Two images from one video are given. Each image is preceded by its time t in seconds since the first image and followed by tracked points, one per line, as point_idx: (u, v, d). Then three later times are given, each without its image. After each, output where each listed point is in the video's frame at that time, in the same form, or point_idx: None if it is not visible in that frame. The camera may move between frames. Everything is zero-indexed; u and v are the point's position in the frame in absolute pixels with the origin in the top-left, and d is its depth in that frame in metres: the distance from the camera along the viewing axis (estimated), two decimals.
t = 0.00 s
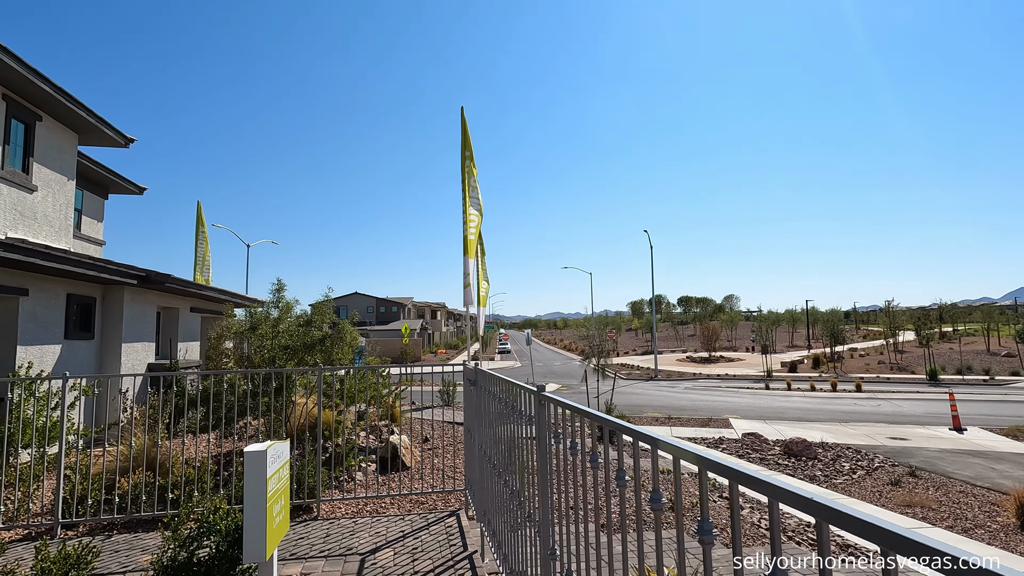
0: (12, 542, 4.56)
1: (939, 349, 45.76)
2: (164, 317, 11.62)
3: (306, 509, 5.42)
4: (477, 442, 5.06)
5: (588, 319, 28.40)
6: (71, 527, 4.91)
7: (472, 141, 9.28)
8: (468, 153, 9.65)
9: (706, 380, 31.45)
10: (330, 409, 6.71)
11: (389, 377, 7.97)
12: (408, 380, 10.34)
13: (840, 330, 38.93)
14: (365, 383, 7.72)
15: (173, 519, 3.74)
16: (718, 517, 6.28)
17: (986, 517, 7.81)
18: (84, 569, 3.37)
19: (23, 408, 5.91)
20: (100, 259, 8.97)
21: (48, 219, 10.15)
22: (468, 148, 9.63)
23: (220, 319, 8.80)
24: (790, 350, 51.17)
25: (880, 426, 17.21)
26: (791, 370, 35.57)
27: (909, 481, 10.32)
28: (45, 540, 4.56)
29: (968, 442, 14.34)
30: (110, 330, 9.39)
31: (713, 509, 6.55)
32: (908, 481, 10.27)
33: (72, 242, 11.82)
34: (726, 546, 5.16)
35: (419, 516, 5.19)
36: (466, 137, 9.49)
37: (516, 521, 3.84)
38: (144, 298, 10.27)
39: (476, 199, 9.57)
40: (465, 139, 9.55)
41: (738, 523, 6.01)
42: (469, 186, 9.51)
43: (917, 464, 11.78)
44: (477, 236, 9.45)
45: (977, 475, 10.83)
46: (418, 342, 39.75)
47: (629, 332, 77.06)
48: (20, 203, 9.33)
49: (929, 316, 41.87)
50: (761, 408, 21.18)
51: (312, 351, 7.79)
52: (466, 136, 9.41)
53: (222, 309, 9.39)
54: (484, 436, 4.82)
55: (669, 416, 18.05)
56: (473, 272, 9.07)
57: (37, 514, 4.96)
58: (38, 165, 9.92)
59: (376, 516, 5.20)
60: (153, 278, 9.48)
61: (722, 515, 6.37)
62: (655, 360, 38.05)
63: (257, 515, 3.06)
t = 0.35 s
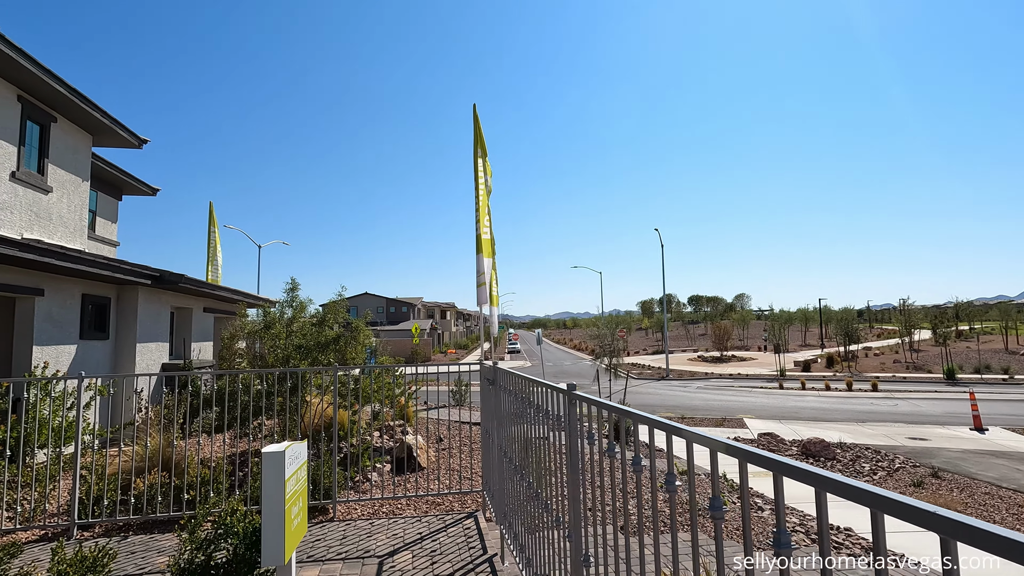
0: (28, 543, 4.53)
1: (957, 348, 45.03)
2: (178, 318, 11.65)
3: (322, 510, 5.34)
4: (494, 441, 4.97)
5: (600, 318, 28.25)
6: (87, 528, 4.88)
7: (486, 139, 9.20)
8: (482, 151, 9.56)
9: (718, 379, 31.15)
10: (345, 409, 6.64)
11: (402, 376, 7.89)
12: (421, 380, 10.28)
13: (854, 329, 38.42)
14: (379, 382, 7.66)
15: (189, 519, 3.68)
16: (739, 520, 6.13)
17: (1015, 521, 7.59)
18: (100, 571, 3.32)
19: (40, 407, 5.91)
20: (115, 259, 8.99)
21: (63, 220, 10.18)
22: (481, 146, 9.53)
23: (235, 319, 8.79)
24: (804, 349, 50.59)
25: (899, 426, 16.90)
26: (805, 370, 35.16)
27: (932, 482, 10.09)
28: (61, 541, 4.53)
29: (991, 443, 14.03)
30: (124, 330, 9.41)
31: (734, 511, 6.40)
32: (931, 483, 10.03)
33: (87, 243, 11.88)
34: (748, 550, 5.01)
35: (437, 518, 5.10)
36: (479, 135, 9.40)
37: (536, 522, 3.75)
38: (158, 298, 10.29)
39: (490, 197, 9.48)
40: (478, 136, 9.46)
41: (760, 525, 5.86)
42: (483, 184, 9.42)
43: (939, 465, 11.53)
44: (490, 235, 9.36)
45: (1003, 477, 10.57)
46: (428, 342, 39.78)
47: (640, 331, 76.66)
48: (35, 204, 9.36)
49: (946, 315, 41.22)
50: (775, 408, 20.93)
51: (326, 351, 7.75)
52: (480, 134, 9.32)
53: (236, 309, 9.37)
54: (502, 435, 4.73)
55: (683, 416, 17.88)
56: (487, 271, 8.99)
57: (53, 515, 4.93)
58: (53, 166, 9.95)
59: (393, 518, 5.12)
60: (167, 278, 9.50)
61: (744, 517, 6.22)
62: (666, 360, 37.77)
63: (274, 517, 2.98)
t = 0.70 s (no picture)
0: (55, 539, 4.55)
1: (997, 344, 43.32)
2: (204, 316, 11.82)
3: (343, 508, 5.27)
4: (518, 439, 4.82)
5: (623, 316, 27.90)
6: (112, 524, 4.89)
7: (506, 133, 9.07)
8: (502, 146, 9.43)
9: (745, 377, 30.54)
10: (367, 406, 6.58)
11: (424, 374, 7.81)
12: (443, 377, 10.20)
13: (887, 325, 37.23)
14: (400, 379, 7.59)
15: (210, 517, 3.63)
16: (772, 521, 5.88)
17: None
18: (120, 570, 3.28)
19: (69, 404, 5.98)
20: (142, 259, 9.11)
21: (92, 221, 10.38)
22: (502, 141, 9.41)
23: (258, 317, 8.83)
24: (834, 346, 49.29)
25: (937, 425, 16.26)
26: (836, 367, 34.24)
27: (976, 484, 9.63)
28: (87, 537, 4.54)
29: None
30: (152, 329, 9.54)
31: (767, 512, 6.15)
32: (974, 484, 9.58)
33: (116, 243, 12.11)
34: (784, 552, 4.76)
35: (459, 517, 4.99)
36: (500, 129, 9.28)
37: (561, 522, 3.61)
38: (184, 297, 10.42)
39: (511, 192, 9.35)
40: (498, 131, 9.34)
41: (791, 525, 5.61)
42: (504, 179, 9.30)
43: (982, 466, 11.02)
44: (511, 230, 9.22)
45: None
46: (450, 341, 39.84)
47: (664, 329, 75.73)
48: (66, 205, 9.55)
49: (985, 310, 39.68)
50: (805, 407, 20.38)
51: (348, 348, 7.72)
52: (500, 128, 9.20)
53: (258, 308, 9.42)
54: (525, 432, 4.58)
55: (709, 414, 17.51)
56: (508, 266, 8.86)
57: (80, 511, 4.96)
58: (82, 168, 10.14)
59: (414, 517, 5.03)
60: (192, 277, 9.60)
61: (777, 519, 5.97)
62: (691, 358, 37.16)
63: (293, 516, 2.90)
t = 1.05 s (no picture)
0: (94, 535, 4.61)
1: None
2: (244, 315, 12.06)
3: (373, 509, 5.18)
4: (551, 442, 4.60)
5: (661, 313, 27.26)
6: (149, 521, 4.92)
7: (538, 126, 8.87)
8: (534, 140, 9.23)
9: (791, 376, 29.42)
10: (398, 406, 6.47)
11: (456, 372, 7.69)
12: (477, 376, 10.12)
13: (944, 322, 35.24)
14: (432, 378, 7.49)
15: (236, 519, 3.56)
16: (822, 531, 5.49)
17: None
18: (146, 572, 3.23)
19: (111, 402, 6.10)
20: (182, 260, 9.31)
21: (138, 223, 10.70)
22: (533, 135, 9.21)
23: (293, 316, 8.90)
24: (885, 344, 47.06)
25: (1004, 429, 15.19)
26: (888, 367, 32.60)
27: None
28: (123, 534, 4.57)
29: None
30: (194, 327, 9.76)
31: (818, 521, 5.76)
32: None
33: (161, 245, 12.50)
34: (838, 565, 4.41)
35: (490, 522, 4.82)
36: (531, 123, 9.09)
37: (594, 529, 3.41)
38: (224, 296, 10.62)
39: (543, 187, 9.14)
40: (530, 125, 9.14)
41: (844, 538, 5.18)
42: (536, 173, 9.10)
43: None
44: (544, 226, 9.01)
45: None
46: (485, 339, 39.91)
47: (703, 327, 73.99)
48: (112, 208, 9.87)
49: None
50: (856, 408, 19.41)
51: (380, 346, 7.71)
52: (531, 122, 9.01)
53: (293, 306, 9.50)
54: (558, 433, 4.39)
55: (752, 415, 16.86)
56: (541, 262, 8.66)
57: (119, 507, 5.02)
58: (127, 172, 10.46)
59: (445, 520, 4.89)
60: (230, 277, 9.77)
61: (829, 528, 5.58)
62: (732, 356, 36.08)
63: (313, 522, 2.78)
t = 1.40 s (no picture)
0: (153, 528, 4.74)
1: None
2: (297, 315, 12.39)
3: (419, 511, 5.10)
4: (600, 447, 4.38)
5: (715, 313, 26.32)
6: (204, 516, 5.04)
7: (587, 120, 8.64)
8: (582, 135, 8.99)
9: (858, 379, 27.76)
10: (445, 406, 6.40)
11: (503, 373, 7.57)
12: (525, 376, 9.98)
13: None
14: (479, 379, 7.39)
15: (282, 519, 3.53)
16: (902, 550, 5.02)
17: None
18: (193, 570, 3.23)
19: (173, 398, 6.31)
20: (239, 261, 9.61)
21: (200, 227, 11.17)
22: (581, 130, 8.98)
23: (344, 316, 9.03)
24: (964, 346, 43.75)
25: None
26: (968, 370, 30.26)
27: None
28: (180, 528, 4.67)
29: None
30: (251, 327, 10.08)
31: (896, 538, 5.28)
32: None
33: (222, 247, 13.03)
34: None
35: (538, 529, 4.65)
36: (578, 118, 8.86)
37: (646, 543, 3.17)
38: (278, 296, 10.91)
39: (591, 183, 8.89)
40: (578, 120, 8.92)
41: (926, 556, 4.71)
42: (584, 169, 8.86)
43: None
44: (592, 223, 8.76)
45: None
46: (534, 339, 39.79)
47: (760, 326, 71.18)
48: (177, 212, 10.34)
49: None
50: (932, 414, 18.04)
51: (427, 346, 7.70)
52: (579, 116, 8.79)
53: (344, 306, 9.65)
54: (607, 437, 4.16)
55: (816, 420, 15.96)
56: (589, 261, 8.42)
57: (177, 501, 5.16)
58: (190, 178, 10.94)
59: (491, 525, 4.75)
60: (284, 278, 10.02)
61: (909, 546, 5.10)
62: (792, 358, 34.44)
63: (353, 527, 2.70)
